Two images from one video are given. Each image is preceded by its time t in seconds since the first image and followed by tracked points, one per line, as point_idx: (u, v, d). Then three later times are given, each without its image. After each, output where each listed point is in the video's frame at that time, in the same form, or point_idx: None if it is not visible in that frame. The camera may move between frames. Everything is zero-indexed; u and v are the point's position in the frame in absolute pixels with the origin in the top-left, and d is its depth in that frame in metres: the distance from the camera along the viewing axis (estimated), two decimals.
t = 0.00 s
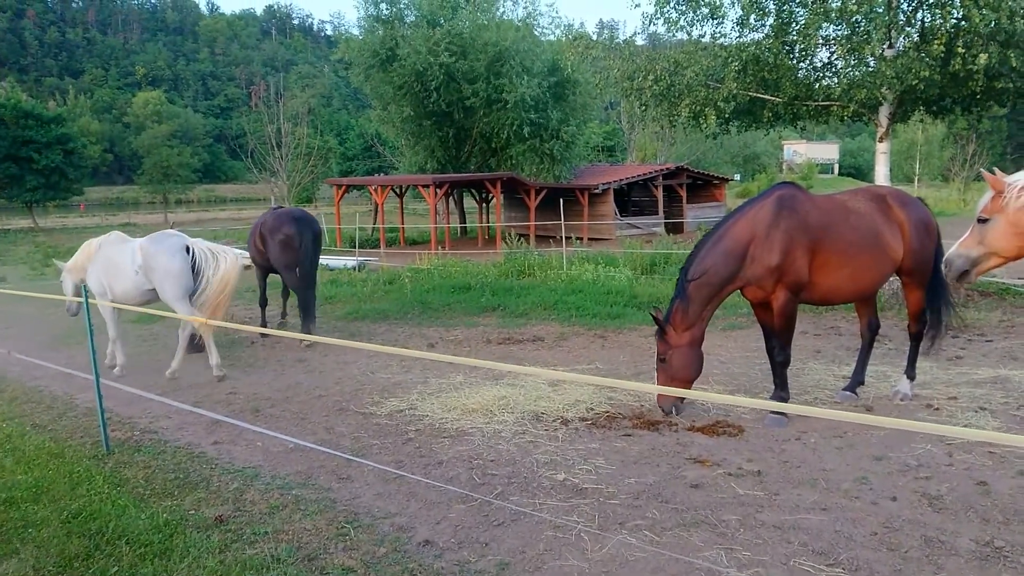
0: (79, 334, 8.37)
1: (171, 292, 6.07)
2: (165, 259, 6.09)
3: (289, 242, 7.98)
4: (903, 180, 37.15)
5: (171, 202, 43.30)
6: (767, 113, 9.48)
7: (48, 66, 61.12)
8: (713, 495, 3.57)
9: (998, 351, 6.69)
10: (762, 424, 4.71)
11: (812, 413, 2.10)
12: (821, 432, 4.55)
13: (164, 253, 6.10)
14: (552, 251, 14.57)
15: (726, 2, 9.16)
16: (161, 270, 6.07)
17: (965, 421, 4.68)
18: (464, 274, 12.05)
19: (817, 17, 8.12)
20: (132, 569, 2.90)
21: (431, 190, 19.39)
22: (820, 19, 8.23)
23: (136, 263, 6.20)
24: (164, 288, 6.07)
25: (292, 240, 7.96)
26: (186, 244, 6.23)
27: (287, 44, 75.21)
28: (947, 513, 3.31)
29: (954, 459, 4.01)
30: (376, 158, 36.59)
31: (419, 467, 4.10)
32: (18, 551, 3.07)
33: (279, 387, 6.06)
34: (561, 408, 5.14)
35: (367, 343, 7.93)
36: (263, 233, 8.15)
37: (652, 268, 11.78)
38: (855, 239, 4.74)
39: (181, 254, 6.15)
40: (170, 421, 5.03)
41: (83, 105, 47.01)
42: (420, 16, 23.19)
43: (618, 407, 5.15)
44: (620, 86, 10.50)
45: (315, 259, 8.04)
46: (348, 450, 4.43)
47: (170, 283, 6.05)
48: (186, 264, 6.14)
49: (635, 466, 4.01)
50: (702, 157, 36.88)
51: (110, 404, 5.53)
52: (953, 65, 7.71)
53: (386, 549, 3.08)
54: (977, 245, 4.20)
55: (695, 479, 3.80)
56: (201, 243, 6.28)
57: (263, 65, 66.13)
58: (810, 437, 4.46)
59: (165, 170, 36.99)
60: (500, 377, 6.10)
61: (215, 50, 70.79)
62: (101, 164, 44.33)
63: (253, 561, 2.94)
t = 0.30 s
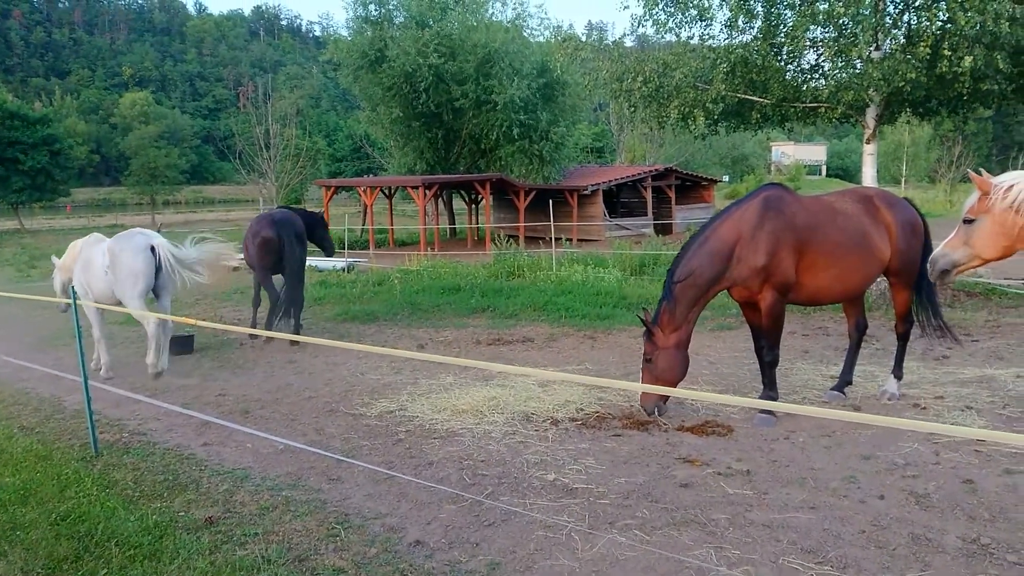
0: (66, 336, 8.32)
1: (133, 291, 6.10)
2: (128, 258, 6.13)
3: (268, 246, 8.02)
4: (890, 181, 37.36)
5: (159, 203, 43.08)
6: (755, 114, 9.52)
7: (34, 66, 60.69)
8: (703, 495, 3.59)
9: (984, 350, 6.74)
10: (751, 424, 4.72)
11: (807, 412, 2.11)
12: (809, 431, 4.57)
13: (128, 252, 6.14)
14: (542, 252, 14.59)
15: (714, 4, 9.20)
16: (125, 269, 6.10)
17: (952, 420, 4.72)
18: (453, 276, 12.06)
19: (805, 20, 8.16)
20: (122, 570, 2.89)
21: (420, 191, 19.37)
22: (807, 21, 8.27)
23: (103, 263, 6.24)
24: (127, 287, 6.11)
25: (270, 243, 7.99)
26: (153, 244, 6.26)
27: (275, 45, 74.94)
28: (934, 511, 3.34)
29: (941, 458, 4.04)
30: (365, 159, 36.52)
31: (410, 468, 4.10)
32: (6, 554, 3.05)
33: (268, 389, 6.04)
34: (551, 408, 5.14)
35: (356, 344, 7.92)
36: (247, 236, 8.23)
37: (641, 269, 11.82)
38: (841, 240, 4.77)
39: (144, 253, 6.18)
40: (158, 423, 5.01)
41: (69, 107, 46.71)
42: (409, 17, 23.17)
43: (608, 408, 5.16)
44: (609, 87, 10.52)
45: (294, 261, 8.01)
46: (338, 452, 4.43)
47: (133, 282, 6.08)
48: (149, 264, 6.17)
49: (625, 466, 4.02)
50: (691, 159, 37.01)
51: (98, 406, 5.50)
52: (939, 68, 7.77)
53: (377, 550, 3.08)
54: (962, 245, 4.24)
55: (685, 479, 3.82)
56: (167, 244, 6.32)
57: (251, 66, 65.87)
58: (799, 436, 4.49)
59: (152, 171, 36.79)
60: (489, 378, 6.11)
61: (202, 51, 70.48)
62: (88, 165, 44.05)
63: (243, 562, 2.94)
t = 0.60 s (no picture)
0: (55, 339, 8.28)
1: (105, 300, 6.19)
2: (101, 266, 6.19)
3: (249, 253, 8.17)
4: (879, 184, 37.50)
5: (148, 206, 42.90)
6: (745, 117, 9.55)
7: (22, 68, 60.35)
8: (693, 497, 3.60)
9: (972, 352, 6.78)
10: (740, 426, 4.74)
11: (800, 415, 2.12)
12: (798, 433, 4.59)
13: (101, 259, 6.20)
14: (532, 254, 14.59)
15: (704, 7, 9.24)
16: (97, 277, 6.17)
17: (940, 422, 4.75)
18: (444, 278, 12.06)
19: (793, 23, 8.21)
20: None
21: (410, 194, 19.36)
22: (796, 24, 8.31)
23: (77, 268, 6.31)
24: (99, 295, 6.19)
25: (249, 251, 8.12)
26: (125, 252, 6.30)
27: (265, 47, 74.69)
28: (922, 512, 3.36)
29: (928, 459, 4.06)
30: (355, 162, 36.47)
31: (401, 471, 4.10)
32: None
33: (258, 392, 6.03)
34: (542, 411, 5.15)
35: (347, 347, 7.91)
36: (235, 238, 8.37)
37: (632, 271, 11.83)
38: (829, 241, 4.79)
39: (116, 262, 6.24)
40: (147, 427, 4.99)
41: (58, 109, 46.45)
42: (399, 19, 23.15)
43: (598, 410, 5.17)
44: (600, 90, 10.53)
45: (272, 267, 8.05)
46: (329, 455, 4.42)
47: (104, 291, 6.17)
48: (120, 271, 6.23)
49: (615, 469, 4.03)
50: (681, 161, 37.07)
51: (87, 410, 5.48)
52: (926, 71, 7.82)
53: (368, 554, 3.08)
54: (950, 248, 4.27)
55: (675, 481, 3.83)
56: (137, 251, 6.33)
57: (241, 68, 65.70)
58: (788, 438, 4.51)
59: (141, 173, 36.64)
60: (480, 381, 6.11)
61: (192, 53, 70.23)
62: (76, 168, 43.83)
63: (233, 566, 2.93)
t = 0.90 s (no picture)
0: (44, 345, 8.23)
1: (78, 300, 6.30)
2: (73, 267, 6.32)
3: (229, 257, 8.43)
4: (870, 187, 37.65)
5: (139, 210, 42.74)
6: (735, 121, 9.58)
7: (12, 72, 60.06)
8: (684, 500, 3.60)
9: (962, 354, 6.81)
10: (732, 429, 4.74)
11: (794, 418, 2.12)
12: (790, 435, 4.60)
13: (73, 260, 6.33)
14: (524, 258, 14.59)
15: (694, 11, 9.27)
16: (69, 278, 6.29)
17: (931, 424, 4.76)
18: (436, 282, 12.05)
19: (784, 27, 8.25)
20: None
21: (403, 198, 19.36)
22: (786, 28, 8.34)
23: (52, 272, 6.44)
24: (71, 295, 6.32)
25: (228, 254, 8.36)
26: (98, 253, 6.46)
27: (256, 52, 74.61)
28: (913, 514, 3.37)
29: (919, 461, 4.08)
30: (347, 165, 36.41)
31: (392, 476, 4.09)
32: None
33: (249, 397, 6.01)
34: (534, 414, 5.15)
35: (339, 352, 7.90)
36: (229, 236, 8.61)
37: (624, 275, 11.84)
38: (819, 245, 4.80)
39: (88, 262, 6.36)
40: (138, 432, 4.97)
41: (49, 113, 46.26)
42: (391, 24, 23.16)
43: (590, 414, 5.17)
44: (591, 94, 10.54)
45: (244, 274, 8.22)
46: (320, 460, 4.41)
47: (76, 291, 6.29)
48: (91, 272, 6.35)
49: (607, 472, 4.03)
50: (673, 165, 37.15)
51: (76, 415, 5.45)
52: (915, 75, 7.85)
53: (359, 559, 3.07)
54: (939, 251, 4.28)
55: (666, 484, 3.83)
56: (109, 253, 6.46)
57: (232, 72, 65.58)
58: (779, 441, 4.51)
59: (132, 178, 36.50)
60: (472, 385, 6.10)
61: (183, 57, 70.06)
62: (67, 172, 43.63)
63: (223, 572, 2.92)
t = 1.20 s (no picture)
0: (28, 351, 8.16)
1: (45, 302, 6.25)
2: (44, 271, 6.31)
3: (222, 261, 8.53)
4: (855, 190, 37.91)
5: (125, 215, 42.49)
6: (721, 125, 9.63)
7: None
8: (672, 504, 3.60)
9: (946, 357, 6.86)
10: (719, 432, 4.76)
11: (783, 422, 2.12)
12: (776, 439, 4.62)
13: (44, 265, 6.34)
14: (512, 262, 14.59)
15: (680, 16, 9.31)
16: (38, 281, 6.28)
17: (916, 426, 4.79)
18: (423, 286, 12.03)
19: (769, 32, 8.30)
20: None
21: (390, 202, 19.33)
22: (771, 32, 8.38)
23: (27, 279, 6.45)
24: (41, 300, 6.29)
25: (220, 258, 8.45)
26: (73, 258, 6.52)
27: (243, 55, 74.30)
28: (899, 516, 3.39)
29: (904, 463, 4.10)
30: (334, 169, 36.30)
31: (379, 481, 4.08)
32: None
33: (235, 403, 5.98)
34: (522, 419, 5.15)
35: (325, 357, 7.87)
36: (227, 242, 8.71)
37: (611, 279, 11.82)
38: (810, 252, 4.78)
39: (59, 268, 6.36)
40: (122, 439, 4.94)
41: (33, 117, 45.94)
42: (378, 28, 23.14)
43: (578, 418, 5.17)
44: (578, 98, 10.57)
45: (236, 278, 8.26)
46: (307, 466, 4.39)
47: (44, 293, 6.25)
48: (60, 277, 6.33)
49: (594, 476, 4.03)
50: (660, 169, 37.28)
51: (60, 422, 5.40)
52: (900, 79, 7.90)
53: (346, 565, 3.06)
54: (923, 254, 4.30)
55: (654, 487, 3.83)
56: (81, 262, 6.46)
57: (219, 76, 65.36)
58: (766, 443, 4.53)
59: (118, 182, 36.27)
60: (460, 390, 6.09)
61: (169, 61, 69.75)
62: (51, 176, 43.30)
63: None
